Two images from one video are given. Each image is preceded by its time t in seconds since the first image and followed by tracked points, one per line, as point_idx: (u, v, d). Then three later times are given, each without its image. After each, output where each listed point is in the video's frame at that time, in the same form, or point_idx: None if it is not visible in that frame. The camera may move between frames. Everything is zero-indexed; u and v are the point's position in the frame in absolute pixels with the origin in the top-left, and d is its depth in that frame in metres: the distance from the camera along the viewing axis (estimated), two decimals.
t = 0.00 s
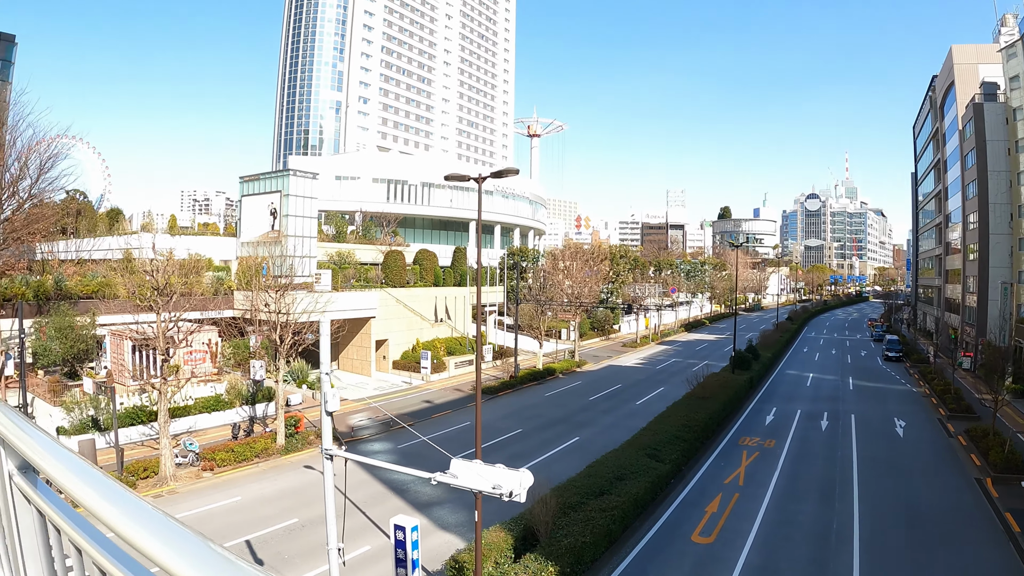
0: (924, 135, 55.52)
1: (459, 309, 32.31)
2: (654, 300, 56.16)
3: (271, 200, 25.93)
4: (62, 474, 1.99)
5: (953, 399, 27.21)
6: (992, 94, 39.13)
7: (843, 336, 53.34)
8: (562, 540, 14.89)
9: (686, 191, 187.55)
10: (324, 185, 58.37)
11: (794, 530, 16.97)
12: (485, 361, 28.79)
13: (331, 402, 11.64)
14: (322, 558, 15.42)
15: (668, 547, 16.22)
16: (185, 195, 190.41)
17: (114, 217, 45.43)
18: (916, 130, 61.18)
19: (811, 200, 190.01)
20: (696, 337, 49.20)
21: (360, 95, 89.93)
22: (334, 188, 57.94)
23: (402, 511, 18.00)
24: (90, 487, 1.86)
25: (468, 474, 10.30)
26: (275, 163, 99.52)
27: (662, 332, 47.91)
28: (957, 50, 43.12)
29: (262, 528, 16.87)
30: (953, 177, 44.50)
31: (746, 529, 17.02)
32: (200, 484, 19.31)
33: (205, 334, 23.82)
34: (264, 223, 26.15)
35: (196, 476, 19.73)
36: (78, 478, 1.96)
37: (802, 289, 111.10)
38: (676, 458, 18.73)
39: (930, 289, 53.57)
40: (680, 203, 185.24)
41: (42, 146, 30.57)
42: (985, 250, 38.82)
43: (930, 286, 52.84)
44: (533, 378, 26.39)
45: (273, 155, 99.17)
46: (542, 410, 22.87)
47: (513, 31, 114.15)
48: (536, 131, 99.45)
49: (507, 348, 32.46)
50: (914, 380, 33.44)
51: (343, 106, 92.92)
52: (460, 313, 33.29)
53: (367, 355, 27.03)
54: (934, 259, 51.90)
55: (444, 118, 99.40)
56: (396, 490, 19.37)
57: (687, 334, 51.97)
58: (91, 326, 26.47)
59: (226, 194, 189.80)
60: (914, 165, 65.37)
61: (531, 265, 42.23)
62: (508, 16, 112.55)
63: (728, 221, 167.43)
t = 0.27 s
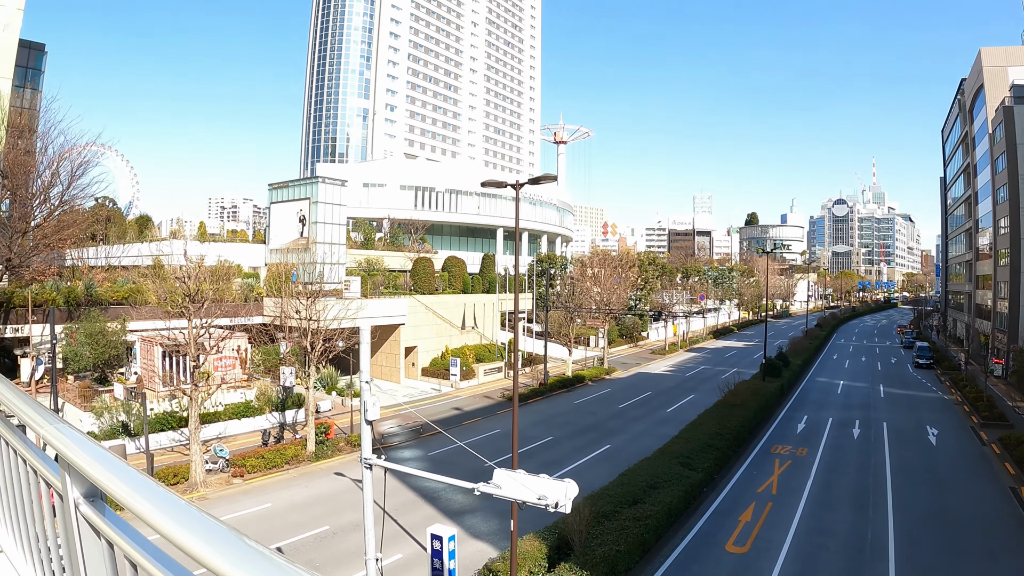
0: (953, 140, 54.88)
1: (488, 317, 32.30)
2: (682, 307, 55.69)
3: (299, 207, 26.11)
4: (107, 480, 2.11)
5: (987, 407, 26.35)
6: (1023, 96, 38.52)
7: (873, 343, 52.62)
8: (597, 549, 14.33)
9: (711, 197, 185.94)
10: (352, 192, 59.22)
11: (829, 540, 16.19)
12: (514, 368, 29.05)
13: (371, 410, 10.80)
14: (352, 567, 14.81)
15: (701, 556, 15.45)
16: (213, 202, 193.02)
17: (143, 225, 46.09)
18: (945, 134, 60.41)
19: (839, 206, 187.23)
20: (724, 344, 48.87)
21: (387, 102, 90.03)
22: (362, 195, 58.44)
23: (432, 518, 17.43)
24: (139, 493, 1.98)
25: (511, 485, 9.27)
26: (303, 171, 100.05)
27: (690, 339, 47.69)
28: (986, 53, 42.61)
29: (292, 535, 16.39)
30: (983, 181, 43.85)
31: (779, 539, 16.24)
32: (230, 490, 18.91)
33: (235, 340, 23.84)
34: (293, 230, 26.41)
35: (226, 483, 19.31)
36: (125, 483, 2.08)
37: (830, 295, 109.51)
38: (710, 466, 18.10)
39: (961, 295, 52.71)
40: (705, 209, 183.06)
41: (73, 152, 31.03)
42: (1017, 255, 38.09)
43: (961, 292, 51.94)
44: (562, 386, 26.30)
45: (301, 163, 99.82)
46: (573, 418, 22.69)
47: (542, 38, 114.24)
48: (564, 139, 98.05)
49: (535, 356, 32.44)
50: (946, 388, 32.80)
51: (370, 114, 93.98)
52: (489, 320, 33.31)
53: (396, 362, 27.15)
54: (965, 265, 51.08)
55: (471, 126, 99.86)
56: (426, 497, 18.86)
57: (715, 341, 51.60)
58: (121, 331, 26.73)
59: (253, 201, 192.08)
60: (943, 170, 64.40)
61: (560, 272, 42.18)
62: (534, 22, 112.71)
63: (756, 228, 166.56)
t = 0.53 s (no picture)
0: (968, 142, 54.66)
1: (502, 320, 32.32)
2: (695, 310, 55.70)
3: (313, 210, 26.24)
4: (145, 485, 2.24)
5: (1003, 411, 26.26)
6: None
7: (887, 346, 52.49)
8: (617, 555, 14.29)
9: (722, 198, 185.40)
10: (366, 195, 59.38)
11: (848, 546, 16.10)
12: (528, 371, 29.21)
13: (397, 417, 10.68)
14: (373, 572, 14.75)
15: (720, 562, 15.38)
16: (226, 204, 193.64)
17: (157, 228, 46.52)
18: (959, 136, 60.13)
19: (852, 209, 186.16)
20: (738, 348, 48.83)
21: (400, 105, 90.58)
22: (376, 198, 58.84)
23: (450, 522, 17.38)
24: (175, 500, 2.11)
25: (542, 493, 9.40)
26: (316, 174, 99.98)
27: (703, 342, 47.70)
28: (1001, 55, 42.46)
29: (310, 540, 16.30)
30: (998, 184, 43.66)
31: (799, 545, 16.15)
32: (246, 493, 18.80)
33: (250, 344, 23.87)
34: (306, 232, 26.54)
35: (242, 486, 19.27)
36: (160, 491, 2.19)
37: (843, 298, 108.87)
38: (728, 471, 18.07)
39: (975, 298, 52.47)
40: (716, 211, 182.56)
41: (88, 154, 31.25)
42: None
43: (975, 295, 51.68)
44: (576, 389, 26.34)
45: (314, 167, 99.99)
46: (589, 421, 22.72)
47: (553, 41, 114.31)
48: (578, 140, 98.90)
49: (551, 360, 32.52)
50: (961, 392, 32.67)
51: (383, 117, 93.66)
52: (503, 323, 33.19)
53: (411, 365, 27.23)
54: (979, 268, 50.84)
55: (484, 129, 100.08)
56: (444, 501, 18.84)
57: (729, 344, 51.55)
58: (136, 334, 26.86)
59: (266, 203, 193.50)
60: (958, 172, 64.05)
61: (575, 275, 42.28)
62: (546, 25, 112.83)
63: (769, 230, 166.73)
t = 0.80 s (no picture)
0: (981, 144, 54.47)
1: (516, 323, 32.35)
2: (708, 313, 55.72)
3: (326, 213, 26.35)
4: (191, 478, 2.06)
5: (1019, 415, 26.13)
6: None
7: (900, 349, 52.42)
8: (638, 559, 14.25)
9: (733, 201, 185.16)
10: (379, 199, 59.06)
11: (868, 550, 15.99)
12: (542, 374, 29.28)
13: (426, 421, 10.71)
14: None
15: (741, 567, 15.29)
16: (238, 208, 194.83)
17: (171, 231, 46.94)
18: (971, 138, 59.92)
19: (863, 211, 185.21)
20: (752, 351, 48.87)
21: (411, 109, 91.23)
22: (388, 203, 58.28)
23: (469, 527, 17.35)
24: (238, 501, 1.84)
25: (573, 498, 9.50)
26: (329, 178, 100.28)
27: (717, 346, 47.75)
28: (1013, 57, 42.34)
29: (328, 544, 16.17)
30: (1012, 187, 43.50)
31: (819, 549, 16.05)
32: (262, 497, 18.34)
33: (264, 347, 23.73)
34: (320, 236, 26.60)
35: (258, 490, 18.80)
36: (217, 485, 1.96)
37: (856, 301, 108.36)
38: (746, 475, 18.02)
39: (989, 301, 52.26)
40: (728, 215, 182.09)
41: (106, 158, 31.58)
42: None
43: (989, 298, 51.45)
44: (592, 393, 26.31)
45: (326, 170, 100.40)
46: (606, 424, 22.71)
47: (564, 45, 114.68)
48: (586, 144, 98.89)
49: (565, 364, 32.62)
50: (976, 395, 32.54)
51: (395, 120, 93.84)
52: (516, 327, 33.28)
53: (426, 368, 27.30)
54: (993, 270, 50.59)
55: (496, 132, 100.20)
56: (461, 505, 18.81)
57: (742, 348, 51.54)
58: (151, 337, 27.01)
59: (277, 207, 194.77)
60: (970, 174, 63.73)
61: (588, 278, 42.44)
62: (557, 29, 113.40)
63: (781, 233, 166.69)
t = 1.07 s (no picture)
0: (999, 146, 54.11)
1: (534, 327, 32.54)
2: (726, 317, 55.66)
3: (345, 217, 26.61)
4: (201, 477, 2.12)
5: None
6: None
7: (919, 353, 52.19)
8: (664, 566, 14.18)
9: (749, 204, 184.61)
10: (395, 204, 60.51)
11: (893, 557, 15.80)
12: (561, 379, 29.27)
13: (457, 429, 10.59)
14: None
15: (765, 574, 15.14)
16: (255, 211, 196.44)
17: (189, 235, 47.41)
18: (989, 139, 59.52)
19: (880, 213, 183.86)
20: (771, 355, 48.90)
21: (428, 113, 91.51)
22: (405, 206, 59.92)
23: (491, 533, 17.33)
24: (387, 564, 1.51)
25: (608, 507, 9.45)
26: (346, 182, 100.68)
27: (735, 350, 47.79)
28: None
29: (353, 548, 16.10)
30: None
31: (843, 556, 15.91)
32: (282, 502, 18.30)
33: (282, 351, 23.71)
34: (339, 240, 26.90)
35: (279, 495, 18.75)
36: (349, 548, 1.60)
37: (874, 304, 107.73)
38: (769, 481, 17.94)
39: (1008, 304, 51.98)
40: (744, 218, 181.22)
41: (125, 162, 31.77)
42: None
43: (1008, 301, 51.09)
44: (611, 397, 26.34)
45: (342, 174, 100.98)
46: (626, 429, 22.73)
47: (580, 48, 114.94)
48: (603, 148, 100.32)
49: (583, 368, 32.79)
50: (997, 399, 32.33)
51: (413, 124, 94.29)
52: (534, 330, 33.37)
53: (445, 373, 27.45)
54: (1012, 273, 50.22)
55: (512, 136, 100.96)
56: (483, 511, 18.81)
57: (760, 352, 51.58)
58: (171, 341, 27.28)
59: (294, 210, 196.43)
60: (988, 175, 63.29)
61: (605, 282, 42.62)
62: (572, 32, 113.63)
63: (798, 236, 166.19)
